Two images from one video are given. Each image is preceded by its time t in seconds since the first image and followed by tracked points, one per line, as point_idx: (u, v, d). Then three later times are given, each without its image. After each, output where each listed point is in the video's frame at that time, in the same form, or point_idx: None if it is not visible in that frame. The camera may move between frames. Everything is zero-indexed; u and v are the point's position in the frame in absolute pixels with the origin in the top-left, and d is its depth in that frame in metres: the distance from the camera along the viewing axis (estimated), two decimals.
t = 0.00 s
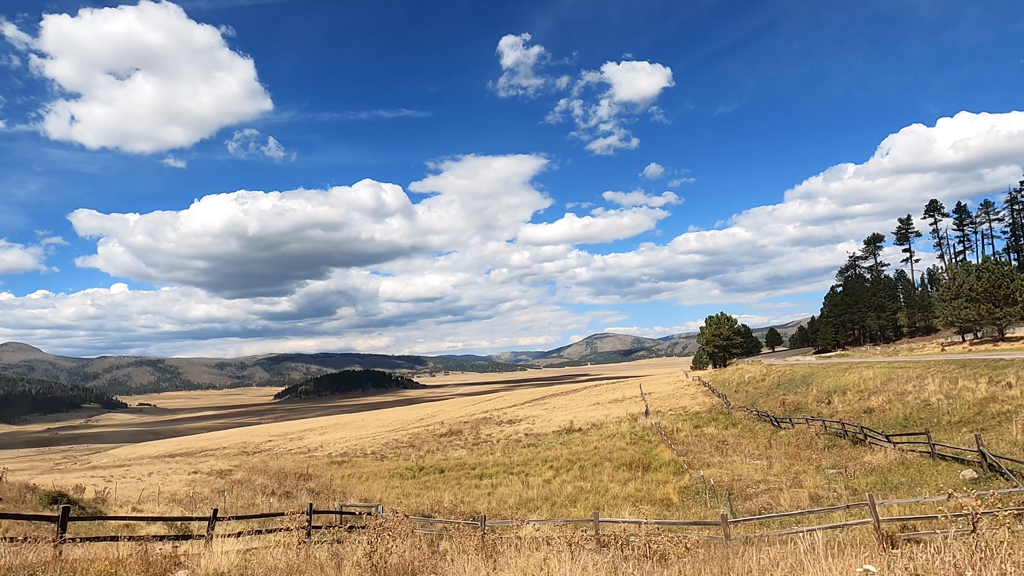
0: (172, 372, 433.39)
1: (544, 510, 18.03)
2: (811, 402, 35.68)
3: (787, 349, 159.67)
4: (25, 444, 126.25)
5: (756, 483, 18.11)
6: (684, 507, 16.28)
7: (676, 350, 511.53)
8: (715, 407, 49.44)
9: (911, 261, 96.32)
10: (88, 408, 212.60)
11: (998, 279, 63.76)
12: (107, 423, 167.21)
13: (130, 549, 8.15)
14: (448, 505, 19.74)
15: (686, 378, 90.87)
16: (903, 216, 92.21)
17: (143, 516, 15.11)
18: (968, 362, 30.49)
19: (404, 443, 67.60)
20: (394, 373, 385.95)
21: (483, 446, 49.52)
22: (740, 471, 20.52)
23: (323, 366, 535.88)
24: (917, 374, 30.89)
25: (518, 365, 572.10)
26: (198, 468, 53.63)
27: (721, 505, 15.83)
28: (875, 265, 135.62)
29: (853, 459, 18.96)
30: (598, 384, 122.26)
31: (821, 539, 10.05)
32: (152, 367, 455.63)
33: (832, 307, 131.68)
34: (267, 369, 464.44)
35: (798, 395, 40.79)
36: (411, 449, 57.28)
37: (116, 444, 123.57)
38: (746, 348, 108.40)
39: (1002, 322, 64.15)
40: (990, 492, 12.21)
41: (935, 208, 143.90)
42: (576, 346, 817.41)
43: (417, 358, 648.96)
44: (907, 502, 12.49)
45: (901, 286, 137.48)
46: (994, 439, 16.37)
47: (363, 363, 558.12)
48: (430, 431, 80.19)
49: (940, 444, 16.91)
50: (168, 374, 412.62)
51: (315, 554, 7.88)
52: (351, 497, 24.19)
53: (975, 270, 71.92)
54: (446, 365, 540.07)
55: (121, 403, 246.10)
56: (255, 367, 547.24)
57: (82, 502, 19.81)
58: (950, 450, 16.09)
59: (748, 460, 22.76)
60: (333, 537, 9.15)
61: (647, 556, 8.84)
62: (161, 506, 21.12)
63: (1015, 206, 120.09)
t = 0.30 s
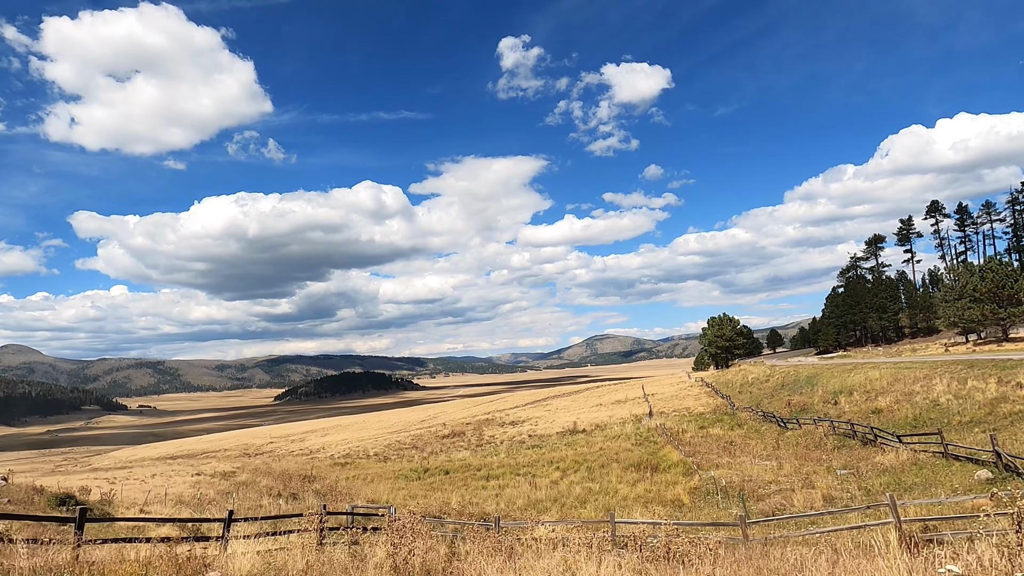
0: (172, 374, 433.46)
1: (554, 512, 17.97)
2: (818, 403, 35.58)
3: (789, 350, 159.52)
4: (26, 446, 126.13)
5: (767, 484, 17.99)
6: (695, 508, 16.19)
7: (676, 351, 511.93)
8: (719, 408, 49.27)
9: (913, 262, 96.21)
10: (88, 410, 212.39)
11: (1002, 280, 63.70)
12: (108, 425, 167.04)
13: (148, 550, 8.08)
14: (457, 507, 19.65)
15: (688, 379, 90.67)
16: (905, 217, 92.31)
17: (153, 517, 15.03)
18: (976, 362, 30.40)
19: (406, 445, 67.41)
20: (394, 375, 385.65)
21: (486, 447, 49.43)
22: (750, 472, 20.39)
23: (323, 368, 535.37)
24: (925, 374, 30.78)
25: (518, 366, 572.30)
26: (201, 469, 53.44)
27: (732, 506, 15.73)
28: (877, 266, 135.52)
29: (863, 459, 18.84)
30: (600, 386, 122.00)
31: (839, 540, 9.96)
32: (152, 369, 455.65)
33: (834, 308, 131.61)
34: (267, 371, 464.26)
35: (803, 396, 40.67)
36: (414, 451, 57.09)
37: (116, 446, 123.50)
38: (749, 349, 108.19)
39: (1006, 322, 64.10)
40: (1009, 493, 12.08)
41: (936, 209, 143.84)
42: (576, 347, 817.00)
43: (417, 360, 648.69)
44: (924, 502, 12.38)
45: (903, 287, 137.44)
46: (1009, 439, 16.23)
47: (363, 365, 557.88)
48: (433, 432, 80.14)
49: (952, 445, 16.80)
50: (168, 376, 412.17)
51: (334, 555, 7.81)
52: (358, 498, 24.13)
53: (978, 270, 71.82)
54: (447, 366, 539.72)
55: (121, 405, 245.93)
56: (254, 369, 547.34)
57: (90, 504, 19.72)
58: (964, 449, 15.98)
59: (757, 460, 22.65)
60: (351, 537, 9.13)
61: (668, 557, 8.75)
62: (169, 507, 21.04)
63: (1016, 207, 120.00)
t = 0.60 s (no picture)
0: (170, 375, 432.71)
1: (565, 513, 17.86)
2: (823, 403, 35.51)
3: (788, 351, 159.66)
4: (24, 448, 125.56)
5: (779, 484, 17.89)
6: (710, 509, 16.10)
7: (674, 352, 512.67)
8: (723, 408, 49.25)
9: (913, 263, 96.38)
10: (86, 412, 211.73)
11: (1004, 279, 63.68)
12: (106, 427, 166.46)
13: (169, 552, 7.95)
14: (467, 508, 19.52)
15: (690, 380, 90.41)
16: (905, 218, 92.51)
17: (163, 519, 14.87)
18: (982, 362, 30.36)
19: (408, 446, 67.19)
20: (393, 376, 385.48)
21: (489, 448, 49.30)
22: (761, 472, 20.28)
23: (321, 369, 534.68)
24: (931, 374, 30.75)
25: (516, 367, 572.46)
26: (202, 471, 53.16)
27: (746, 506, 15.63)
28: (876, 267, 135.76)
29: (874, 460, 18.77)
30: (601, 386, 121.78)
31: (865, 541, 9.86)
32: (150, 371, 454.59)
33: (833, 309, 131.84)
34: (265, 372, 463.58)
35: (808, 396, 40.58)
36: (417, 452, 56.88)
37: (115, 448, 123.06)
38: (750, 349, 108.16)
39: (1008, 322, 64.20)
40: None
41: (934, 210, 144.16)
42: (575, 348, 817.12)
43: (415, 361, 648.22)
44: (943, 501, 12.29)
45: (902, 288, 137.74)
46: None
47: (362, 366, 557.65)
48: (434, 433, 79.90)
49: (966, 444, 16.72)
50: (167, 378, 411.12)
51: (359, 557, 7.72)
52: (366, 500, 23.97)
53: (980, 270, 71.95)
54: (445, 367, 538.52)
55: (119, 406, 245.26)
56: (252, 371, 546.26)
57: (98, 505, 19.57)
58: (978, 450, 15.92)
59: (767, 461, 22.55)
60: (372, 539, 9.03)
61: (696, 555, 8.67)
62: (177, 509, 20.87)
63: (1016, 208, 120.32)
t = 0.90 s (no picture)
0: (169, 377, 432.02)
1: (575, 512, 17.76)
2: (828, 403, 35.43)
3: (789, 351, 159.63)
4: (23, 450, 125.30)
5: (790, 484, 17.80)
6: (722, 509, 16.01)
7: (673, 352, 513.07)
8: (726, 409, 49.26)
9: (914, 263, 96.46)
10: (85, 413, 211.10)
11: (1007, 279, 63.65)
12: (106, 428, 166.18)
13: (186, 553, 7.85)
14: (475, 509, 19.40)
15: (692, 380, 90.25)
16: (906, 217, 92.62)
17: (170, 519, 14.78)
18: (988, 361, 30.28)
19: (410, 447, 67.03)
20: (393, 378, 385.12)
21: (493, 449, 49.18)
22: (771, 472, 20.17)
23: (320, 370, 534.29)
24: (937, 374, 30.67)
25: (516, 368, 572.68)
26: (205, 472, 53.01)
27: (759, 506, 15.55)
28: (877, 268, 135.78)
29: (885, 459, 18.67)
30: (602, 387, 121.57)
31: (886, 540, 9.79)
32: (150, 372, 454.16)
33: (834, 309, 131.88)
34: (265, 374, 462.97)
35: (812, 396, 40.49)
36: (420, 453, 56.77)
37: (114, 449, 122.74)
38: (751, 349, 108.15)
39: (1010, 322, 64.23)
40: None
41: (934, 210, 144.31)
42: (574, 349, 817.20)
43: (414, 362, 647.61)
44: (961, 501, 12.19)
45: (903, 288, 137.82)
46: None
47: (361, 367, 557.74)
48: (436, 434, 79.70)
49: (979, 443, 16.61)
50: (166, 380, 410.30)
51: (379, 558, 7.63)
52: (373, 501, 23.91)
53: (982, 270, 71.95)
54: (445, 368, 538.33)
55: (118, 408, 244.82)
56: (252, 372, 546.56)
57: (105, 506, 19.46)
58: (992, 449, 15.82)
59: (776, 460, 22.45)
60: (392, 539, 8.95)
61: (716, 553, 8.63)
62: (185, 510, 20.80)
63: (1016, 207, 120.62)
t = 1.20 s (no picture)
0: (169, 378, 431.54)
1: (589, 513, 17.64)
2: (836, 403, 35.28)
3: (790, 352, 159.59)
4: (23, 452, 124.95)
5: (805, 484, 17.68)
6: (738, 509, 15.89)
7: (673, 353, 513.06)
8: (731, 409, 49.23)
9: (916, 263, 96.39)
10: (84, 416, 210.58)
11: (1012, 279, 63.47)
12: (105, 430, 165.73)
13: (209, 555, 7.75)
14: (487, 510, 19.28)
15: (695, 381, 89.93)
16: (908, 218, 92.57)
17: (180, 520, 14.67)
18: (997, 361, 30.18)
19: (413, 448, 66.85)
20: (392, 379, 384.80)
21: (497, 450, 48.98)
22: (785, 473, 20.03)
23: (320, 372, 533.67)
24: (946, 374, 30.54)
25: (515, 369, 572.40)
26: (208, 474, 52.77)
27: (776, 507, 15.40)
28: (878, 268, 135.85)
29: (899, 460, 18.54)
30: (604, 388, 121.26)
31: (915, 540, 9.69)
32: (150, 374, 453.71)
33: (835, 310, 131.80)
34: (264, 376, 462.45)
35: (819, 396, 40.37)
36: (423, 454, 56.64)
37: (114, 451, 122.37)
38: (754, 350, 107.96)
39: (1015, 322, 64.10)
40: None
41: (935, 211, 144.38)
42: (574, 350, 816.97)
43: (414, 364, 647.05)
44: (984, 501, 12.10)
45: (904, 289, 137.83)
46: None
47: (361, 368, 557.63)
48: (438, 436, 79.51)
49: (996, 443, 16.50)
50: (165, 381, 409.60)
51: (406, 559, 7.62)
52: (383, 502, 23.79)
53: (986, 270, 71.81)
54: (444, 369, 538.15)
55: (118, 409, 244.27)
56: (252, 374, 546.35)
57: (114, 508, 19.35)
58: (1010, 448, 15.69)
59: (788, 461, 22.31)
60: (414, 540, 8.88)
61: (738, 552, 8.60)
62: (196, 511, 20.76)
63: (1017, 208, 120.67)
